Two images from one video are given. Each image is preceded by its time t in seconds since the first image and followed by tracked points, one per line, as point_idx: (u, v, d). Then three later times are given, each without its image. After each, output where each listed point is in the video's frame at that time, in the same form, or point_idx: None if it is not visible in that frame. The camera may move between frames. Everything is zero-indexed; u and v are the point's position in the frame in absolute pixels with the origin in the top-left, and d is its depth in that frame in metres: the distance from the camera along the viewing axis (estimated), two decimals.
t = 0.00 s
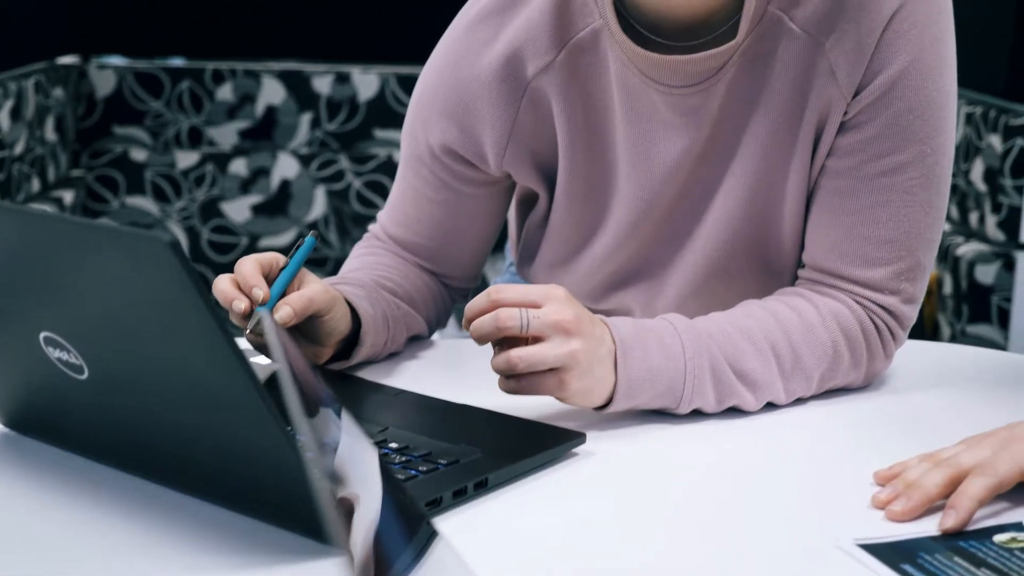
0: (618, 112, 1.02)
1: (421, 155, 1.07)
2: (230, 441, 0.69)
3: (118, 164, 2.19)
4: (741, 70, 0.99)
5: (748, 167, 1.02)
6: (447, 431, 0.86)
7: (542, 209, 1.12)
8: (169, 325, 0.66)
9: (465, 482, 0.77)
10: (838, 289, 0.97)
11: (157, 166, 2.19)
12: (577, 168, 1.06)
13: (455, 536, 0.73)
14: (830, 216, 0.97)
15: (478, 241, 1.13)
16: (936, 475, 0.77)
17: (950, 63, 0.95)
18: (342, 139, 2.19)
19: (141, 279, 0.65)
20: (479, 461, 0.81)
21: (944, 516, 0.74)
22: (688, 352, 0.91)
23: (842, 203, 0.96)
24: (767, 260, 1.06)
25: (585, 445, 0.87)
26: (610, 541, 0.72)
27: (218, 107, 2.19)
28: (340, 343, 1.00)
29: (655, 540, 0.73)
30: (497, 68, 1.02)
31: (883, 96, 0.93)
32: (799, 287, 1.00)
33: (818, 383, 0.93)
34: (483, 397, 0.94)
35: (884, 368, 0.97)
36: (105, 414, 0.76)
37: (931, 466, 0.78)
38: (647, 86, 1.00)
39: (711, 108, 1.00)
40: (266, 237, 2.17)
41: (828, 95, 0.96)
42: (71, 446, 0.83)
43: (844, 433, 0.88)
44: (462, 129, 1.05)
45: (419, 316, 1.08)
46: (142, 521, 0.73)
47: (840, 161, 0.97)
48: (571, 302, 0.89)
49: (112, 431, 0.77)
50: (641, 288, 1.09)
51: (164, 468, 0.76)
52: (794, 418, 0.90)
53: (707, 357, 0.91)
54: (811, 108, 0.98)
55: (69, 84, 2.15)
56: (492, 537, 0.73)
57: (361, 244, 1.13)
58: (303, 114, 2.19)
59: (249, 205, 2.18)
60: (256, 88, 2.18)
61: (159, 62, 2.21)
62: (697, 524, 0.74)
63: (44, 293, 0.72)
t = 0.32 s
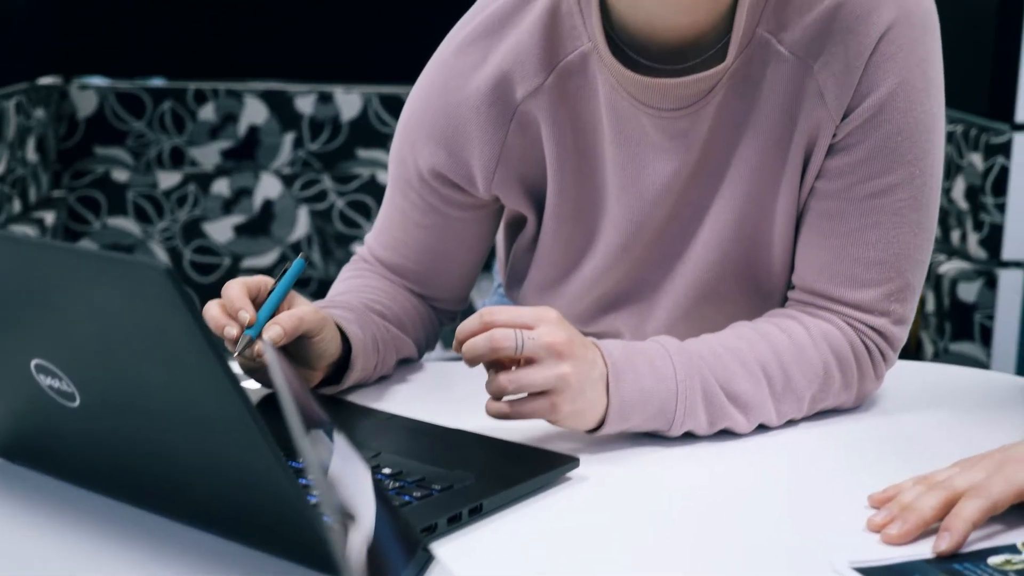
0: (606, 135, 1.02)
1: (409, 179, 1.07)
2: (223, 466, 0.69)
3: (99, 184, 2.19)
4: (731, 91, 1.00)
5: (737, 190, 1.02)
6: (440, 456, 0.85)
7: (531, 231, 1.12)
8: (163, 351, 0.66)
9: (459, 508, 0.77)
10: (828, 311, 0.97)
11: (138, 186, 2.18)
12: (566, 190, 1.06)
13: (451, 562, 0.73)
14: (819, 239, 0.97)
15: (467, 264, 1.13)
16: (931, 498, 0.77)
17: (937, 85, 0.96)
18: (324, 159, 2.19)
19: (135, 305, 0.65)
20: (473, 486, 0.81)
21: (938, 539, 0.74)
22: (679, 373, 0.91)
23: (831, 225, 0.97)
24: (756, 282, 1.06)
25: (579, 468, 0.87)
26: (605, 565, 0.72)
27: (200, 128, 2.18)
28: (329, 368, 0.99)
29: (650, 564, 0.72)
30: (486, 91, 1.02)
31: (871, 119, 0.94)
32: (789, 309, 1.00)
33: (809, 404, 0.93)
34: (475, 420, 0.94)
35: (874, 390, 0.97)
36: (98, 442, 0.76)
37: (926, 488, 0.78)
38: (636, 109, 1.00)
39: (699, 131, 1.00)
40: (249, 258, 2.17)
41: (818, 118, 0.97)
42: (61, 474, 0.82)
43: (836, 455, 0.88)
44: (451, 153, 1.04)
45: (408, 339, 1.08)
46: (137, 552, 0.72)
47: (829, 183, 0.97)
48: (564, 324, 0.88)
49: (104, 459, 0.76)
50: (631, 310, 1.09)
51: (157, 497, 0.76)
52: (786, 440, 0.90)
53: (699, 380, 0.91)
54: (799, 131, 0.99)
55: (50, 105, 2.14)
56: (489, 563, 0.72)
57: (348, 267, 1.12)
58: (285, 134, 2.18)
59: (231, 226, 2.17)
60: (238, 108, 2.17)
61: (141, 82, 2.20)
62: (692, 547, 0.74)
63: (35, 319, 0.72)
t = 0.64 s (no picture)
0: (593, 166, 1.02)
1: (394, 209, 1.06)
2: (214, 500, 0.68)
3: (79, 213, 2.17)
4: (718, 122, 1.00)
5: (725, 221, 1.02)
6: (431, 492, 0.85)
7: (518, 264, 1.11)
8: (149, 383, 0.65)
9: (452, 544, 0.76)
10: (818, 342, 0.97)
11: (118, 216, 2.17)
12: (553, 222, 1.06)
13: None
14: (806, 270, 0.98)
15: (455, 296, 1.12)
16: (925, 531, 0.77)
17: (925, 117, 0.96)
18: (305, 187, 2.18)
19: (119, 339, 0.64)
20: (465, 522, 0.80)
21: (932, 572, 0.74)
22: (676, 408, 0.91)
23: (819, 257, 0.97)
24: (743, 312, 1.06)
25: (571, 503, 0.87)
26: None
27: (180, 155, 2.18)
28: (318, 400, 0.99)
29: None
30: (473, 122, 1.02)
31: (860, 149, 0.94)
32: (778, 339, 1.00)
33: (801, 435, 0.93)
34: (468, 454, 0.94)
35: (864, 421, 0.97)
36: (87, 480, 0.75)
37: (919, 521, 0.78)
38: (622, 141, 1.00)
39: (687, 162, 1.00)
40: (229, 286, 2.16)
41: (805, 150, 0.97)
42: (46, 510, 0.81)
43: (829, 487, 0.87)
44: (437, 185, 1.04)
45: (396, 372, 1.07)
46: None
47: (818, 214, 0.97)
48: (565, 360, 0.88)
49: (94, 497, 0.76)
50: (619, 342, 1.09)
51: (146, 535, 0.75)
52: (779, 472, 0.90)
53: (694, 413, 0.91)
54: (787, 162, 0.99)
55: (29, 133, 2.13)
56: None
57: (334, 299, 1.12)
58: (266, 162, 2.18)
59: (211, 254, 2.16)
60: (219, 135, 2.17)
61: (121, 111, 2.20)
62: None
63: (21, 358, 0.72)
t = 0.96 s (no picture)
0: (581, 199, 1.01)
1: (381, 241, 1.05)
2: (208, 535, 0.68)
3: (61, 243, 2.17)
4: (707, 153, 1.00)
5: (714, 254, 1.01)
6: (424, 528, 0.84)
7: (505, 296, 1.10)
8: (139, 423, 0.65)
9: None
10: (808, 373, 0.97)
11: (101, 245, 2.17)
12: (540, 254, 1.04)
13: None
14: (796, 302, 0.98)
15: (442, 330, 1.11)
16: (921, 565, 0.76)
17: (912, 149, 0.96)
18: (288, 217, 2.17)
19: (109, 380, 0.64)
20: (459, 558, 0.80)
21: None
22: (667, 440, 0.90)
23: (809, 289, 0.97)
24: (732, 344, 1.05)
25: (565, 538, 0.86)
26: None
27: (163, 185, 2.17)
28: (310, 436, 0.98)
29: None
30: (462, 154, 1.01)
31: (848, 181, 0.94)
32: (768, 370, 1.00)
33: (793, 467, 0.93)
34: (459, 488, 0.93)
35: (855, 452, 0.97)
36: (79, 519, 0.74)
37: (916, 555, 0.78)
38: (610, 173, 0.99)
39: (676, 194, 0.99)
40: (213, 315, 2.17)
41: (794, 182, 0.97)
42: (36, 548, 0.80)
43: (823, 519, 0.87)
44: (424, 219, 1.03)
45: (386, 406, 1.07)
46: None
47: (808, 246, 0.97)
48: (557, 389, 0.88)
49: (85, 536, 0.75)
50: (607, 375, 1.07)
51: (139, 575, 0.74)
52: (772, 505, 0.90)
53: (686, 445, 0.91)
54: (776, 194, 0.99)
55: (9, 163, 2.11)
56: None
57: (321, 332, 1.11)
58: (249, 192, 2.17)
59: (195, 283, 2.17)
60: (201, 164, 2.17)
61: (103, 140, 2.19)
62: None
63: (4, 398, 0.71)
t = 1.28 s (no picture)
0: (572, 234, 1.01)
1: (370, 282, 1.04)
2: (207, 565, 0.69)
3: (45, 276, 2.14)
4: (698, 189, 0.99)
5: (704, 290, 1.00)
6: (420, 568, 0.83)
7: (494, 335, 1.09)
8: (125, 464, 0.66)
9: None
10: (803, 410, 0.97)
11: (86, 277, 2.15)
12: (532, 291, 1.03)
13: None
14: (789, 338, 0.98)
15: (433, 367, 1.11)
16: None
17: (904, 184, 0.96)
18: (274, 248, 2.17)
19: (97, 420, 0.65)
20: None
21: None
22: (663, 478, 0.90)
23: (801, 325, 0.97)
24: (724, 380, 1.05)
25: None
26: None
27: (148, 217, 2.15)
28: (301, 474, 0.98)
29: None
30: (451, 192, 1.00)
31: (839, 218, 0.94)
32: (763, 407, 1.00)
33: (789, 502, 0.93)
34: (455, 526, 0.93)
35: (850, 488, 0.97)
36: (72, 564, 0.73)
37: None
38: (602, 210, 0.99)
39: (668, 230, 0.99)
40: (199, 347, 2.18)
41: (786, 218, 0.97)
42: None
43: (819, 556, 0.86)
44: (416, 259, 1.02)
45: (377, 442, 1.06)
46: None
47: (799, 283, 0.97)
48: (556, 427, 0.87)
49: None
50: (600, 412, 1.07)
51: None
52: (768, 542, 0.90)
53: (682, 483, 0.91)
54: (768, 230, 0.98)
55: None
56: None
57: (312, 370, 1.10)
58: (235, 223, 2.16)
59: (180, 315, 2.17)
60: (187, 197, 2.15)
61: (87, 171, 2.16)
62: None
63: None
